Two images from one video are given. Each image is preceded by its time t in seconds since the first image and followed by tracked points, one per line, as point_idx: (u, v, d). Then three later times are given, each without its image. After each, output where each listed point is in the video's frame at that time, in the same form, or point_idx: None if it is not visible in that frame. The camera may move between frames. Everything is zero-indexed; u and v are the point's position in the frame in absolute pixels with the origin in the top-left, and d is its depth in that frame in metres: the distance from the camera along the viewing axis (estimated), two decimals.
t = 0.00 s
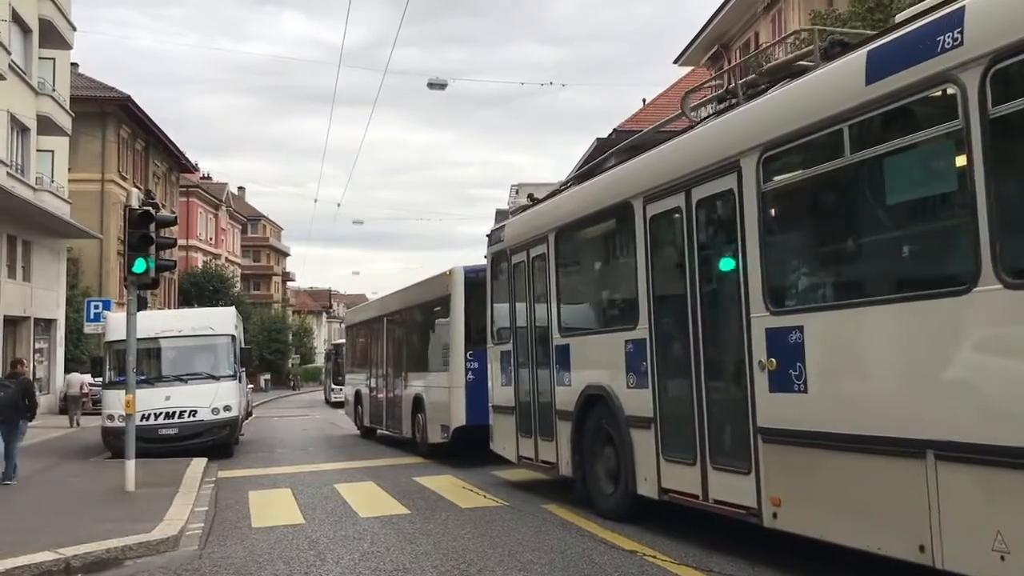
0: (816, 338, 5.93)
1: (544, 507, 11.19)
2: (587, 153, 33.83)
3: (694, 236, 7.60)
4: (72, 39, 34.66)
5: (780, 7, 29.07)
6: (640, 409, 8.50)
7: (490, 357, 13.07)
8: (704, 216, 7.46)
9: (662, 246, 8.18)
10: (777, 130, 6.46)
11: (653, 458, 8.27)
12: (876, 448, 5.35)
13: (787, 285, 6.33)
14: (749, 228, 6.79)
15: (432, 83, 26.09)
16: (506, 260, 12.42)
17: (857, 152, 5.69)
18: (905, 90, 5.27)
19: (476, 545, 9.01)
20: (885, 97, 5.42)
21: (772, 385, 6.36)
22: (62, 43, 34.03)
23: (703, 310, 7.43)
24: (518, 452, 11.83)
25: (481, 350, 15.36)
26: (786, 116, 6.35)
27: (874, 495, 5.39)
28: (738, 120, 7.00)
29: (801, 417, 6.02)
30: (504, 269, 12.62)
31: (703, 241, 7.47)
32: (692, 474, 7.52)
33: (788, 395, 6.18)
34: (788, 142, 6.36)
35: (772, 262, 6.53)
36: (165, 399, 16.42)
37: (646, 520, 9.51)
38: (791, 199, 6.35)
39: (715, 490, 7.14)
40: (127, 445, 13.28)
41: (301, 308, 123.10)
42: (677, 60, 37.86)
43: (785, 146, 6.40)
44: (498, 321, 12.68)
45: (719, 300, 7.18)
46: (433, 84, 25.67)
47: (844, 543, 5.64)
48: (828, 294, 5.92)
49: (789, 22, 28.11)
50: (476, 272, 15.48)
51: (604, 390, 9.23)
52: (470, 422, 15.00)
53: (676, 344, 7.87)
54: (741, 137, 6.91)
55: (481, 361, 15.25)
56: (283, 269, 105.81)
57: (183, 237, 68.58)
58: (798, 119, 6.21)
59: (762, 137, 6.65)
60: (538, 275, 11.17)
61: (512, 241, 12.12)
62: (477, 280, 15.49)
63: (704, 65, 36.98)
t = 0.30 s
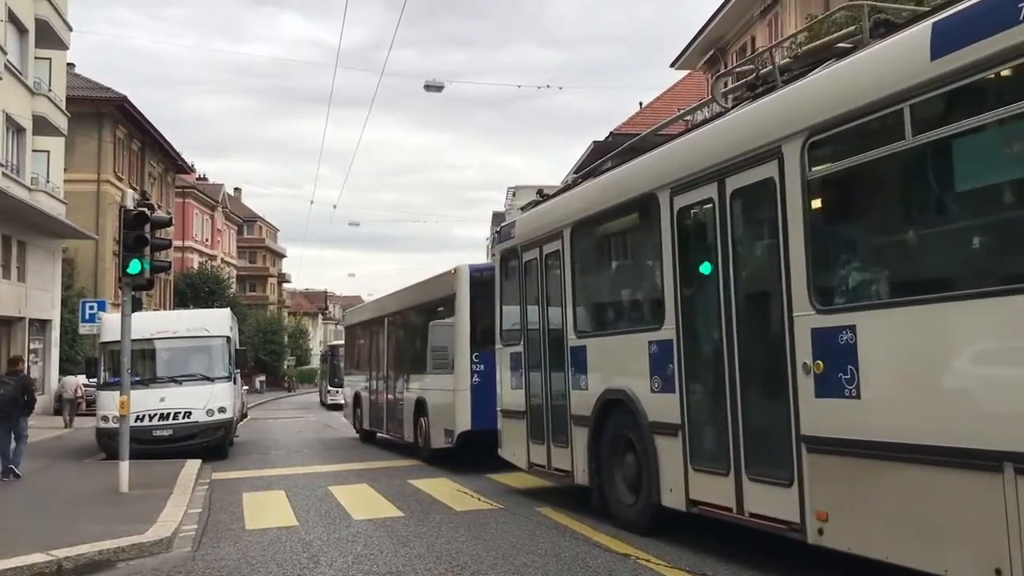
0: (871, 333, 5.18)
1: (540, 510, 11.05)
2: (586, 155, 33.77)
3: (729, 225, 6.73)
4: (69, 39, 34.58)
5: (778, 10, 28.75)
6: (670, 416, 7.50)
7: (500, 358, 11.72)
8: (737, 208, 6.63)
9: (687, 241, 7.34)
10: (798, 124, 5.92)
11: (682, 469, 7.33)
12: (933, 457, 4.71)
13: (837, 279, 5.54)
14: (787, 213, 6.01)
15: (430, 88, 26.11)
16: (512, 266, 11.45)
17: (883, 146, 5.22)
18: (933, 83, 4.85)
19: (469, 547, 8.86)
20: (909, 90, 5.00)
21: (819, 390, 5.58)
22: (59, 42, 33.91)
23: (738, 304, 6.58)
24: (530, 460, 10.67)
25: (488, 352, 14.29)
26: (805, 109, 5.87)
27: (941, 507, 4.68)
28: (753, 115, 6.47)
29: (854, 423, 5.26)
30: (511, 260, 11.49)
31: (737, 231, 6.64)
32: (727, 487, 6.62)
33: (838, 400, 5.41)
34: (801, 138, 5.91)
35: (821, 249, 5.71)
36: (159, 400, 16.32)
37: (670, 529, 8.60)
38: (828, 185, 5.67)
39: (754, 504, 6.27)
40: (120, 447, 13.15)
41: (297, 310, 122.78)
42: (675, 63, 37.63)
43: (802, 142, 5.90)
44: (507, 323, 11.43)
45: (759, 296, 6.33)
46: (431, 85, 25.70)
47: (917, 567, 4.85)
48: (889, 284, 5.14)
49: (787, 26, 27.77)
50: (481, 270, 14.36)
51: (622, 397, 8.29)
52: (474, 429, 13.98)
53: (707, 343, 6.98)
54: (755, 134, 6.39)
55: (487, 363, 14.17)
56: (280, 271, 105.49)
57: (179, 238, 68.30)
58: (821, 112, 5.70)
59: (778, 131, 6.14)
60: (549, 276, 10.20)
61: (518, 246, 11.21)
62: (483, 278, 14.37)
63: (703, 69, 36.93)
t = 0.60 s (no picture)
0: (932, 325, 4.37)
1: (530, 513, 11.25)
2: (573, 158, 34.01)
3: (767, 209, 5.64)
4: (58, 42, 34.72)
5: (768, 14, 28.98)
6: (697, 423, 6.30)
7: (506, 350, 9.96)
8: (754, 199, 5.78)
9: (710, 231, 6.26)
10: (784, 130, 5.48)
11: (713, 486, 6.12)
12: (975, 467, 4.10)
13: (889, 268, 4.69)
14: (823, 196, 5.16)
15: (422, 91, 26.35)
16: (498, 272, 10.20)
17: (870, 154, 4.84)
18: (928, 86, 4.47)
19: (460, 552, 9.10)
20: (896, 93, 4.67)
21: (870, 395, 4.72)
22: (49, 46, 34.06)
23: (780, 295, 5.48)
24: (534, 467, 9.04)
25: (491, 355, 13.15)
26: (784, 116, 5.49)
27: (995, 524, 4.01)
28: (734, 125, 6.04)
29: (903, 433, 4.49)
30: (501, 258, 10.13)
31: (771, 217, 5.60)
32: (762, 499, 5.57)
33: (892, 404, 4.58)
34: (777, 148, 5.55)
35: (874, 230, 4.81)
36: (149, 404, 16.57)
37: (699, 543, 7.17)
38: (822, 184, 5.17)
39: (793, 518, 5.28)
40: (109, 450, 13.45)
41: (288, 313, 122.72)
42: (666, 68, 37.83)
43: (785, 150, 5.49)
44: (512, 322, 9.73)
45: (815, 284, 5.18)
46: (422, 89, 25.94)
47: None
48: (952, 273, 4.33)
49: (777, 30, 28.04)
50: (482, 268, 13.22)
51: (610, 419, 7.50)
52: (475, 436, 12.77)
53: (740, 342, 5.86)
54: (737, 143, 5.96)
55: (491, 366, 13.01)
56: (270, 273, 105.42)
57: (169, 241, 68.31)
58: (808, 118, 5.28)
59: (760, 141, 5.73)
60: (542, 281, 9.00)
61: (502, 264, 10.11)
62: (485, 277, 13.25)
63: (693, 73, 37.18)
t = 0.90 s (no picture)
0: (1005, 320, 3.88)
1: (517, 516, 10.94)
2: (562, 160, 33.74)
3: (802, 196, 5.17)
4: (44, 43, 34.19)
5: (755, 18, 28.77)
6: (724, 429, 5.83)
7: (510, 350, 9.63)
8: (782, 188, 5.34)
9: (737, 222, 5.78)
10: (809, 116, 5.06)
11: (744, 496, 5.63)
12: None
13: (953, 261, 4.20)
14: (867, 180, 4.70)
15: (409, 94, 26.06)
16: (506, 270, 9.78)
17: (915, 136, 4.40)
18: (985, 63, 4.05)
19: (447, 555, 8.74)
20: (939, 75, 4.27)
21: (930, 397, 4.24)
22: (36, 49, 33.52)
23: (820, 289, 5.01)
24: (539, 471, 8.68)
25: (493, 356, 12.65)
26: (809, 101, 5.07)
27: None
28: (754, 112, 5.63)
29: (969, 440, 4.02)
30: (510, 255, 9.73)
31: (804, 206, 5.15)
32: (802, 512, 5.09)
33: (954, 408, 4.11)
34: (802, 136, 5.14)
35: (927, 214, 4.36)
36: (136, 407, 16.12)
37: (727, 556, 6.64)
38: (859, 170, 4.74)
39: (837, 532, 4.82)
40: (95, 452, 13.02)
41: (275, 315, 122.01)
42: (654, 71, 37.58)
43: (811, 138, 5.07)
44: (517, 317, 9.46)
45: (861, 277, 4.72)
46: (409, 91, 25.63)
47: None
48: None
49: (765, 34, 27.83)
50: (484, 267, 12.76)
51: (628, 423, 7.05)
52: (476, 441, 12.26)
53: (775, 341, 5.38)
54: (757, 131, 5.55)
55: (492, 368, 12.53)
56: (258, 276, 104.67)
57: (156, 243, 67.65)
58: (837, 103, 4.86)
59: (783, 130, 5.31)
60: (553, 278, 8.57)
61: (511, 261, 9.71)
62: (485, 276, 12.76)
63: (680, 76, 36.91)
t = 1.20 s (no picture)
0: None
1: (505, 519, 10.53)
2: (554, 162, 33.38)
3: (855, 179, 4.74)
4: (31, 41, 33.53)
5: (745, 21, 28.43)
6: (763, 434, 5.39)
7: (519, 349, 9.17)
8: (830, 171, 4.91)
9: (778, 209, 5.35)
10: (862, 93, 4.66)
11: (788, 508, 5.19)
12: None
13: None
14: (932, 159, 4.27)
15: (398, 95, 25.71)
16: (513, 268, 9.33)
17: (991, 109, 3.97)
18: None
19: (437, 557, 8.29)
20: (1017, 43, 3.87)
21: (1012, 398, 3.79)
22: (23, 48, 32.87)
23: (876, 280, 4.58)
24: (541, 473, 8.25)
25: (498, 357, 12.09)
26: (862, 77, 4.67)
27: None
28: (798, 92, 5.22)
29: None
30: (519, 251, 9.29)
31: (857, 190, 4.71)
32: (857, 525, 4.64)
33: None
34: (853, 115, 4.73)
35: (1009, 197, 3.90)
36: (124, 410, 15.61)
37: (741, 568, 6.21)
38: (922, 150, 4.33)
39: (898, 547, 4.39)
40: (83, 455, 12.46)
41: (264, 317, 121.25)
42: (644, 73, 37.22)
43: (864, 117, 4.66)
44: (526, 315, 9.03)
45: (925, 266, 4.29)
46: (399, 93, 25.25)
47: None
48: None
49: (755, 38, 27.50)
50: (488, 264, 12.24)
51: (652, 426, 6.61)
52: (481, 445, 11.70)
53: (823, 338, 4.93)
54: (801, 111, 5.14)
55: (497, 369, 12.00)
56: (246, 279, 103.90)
57: (144, 245, 66.88)
58: (896, 77, 4.45)
59: (831, 109, 4.89)
60: (567, 274, 8.14)
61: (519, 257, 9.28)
62: (489, 273, 12.25)
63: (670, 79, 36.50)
